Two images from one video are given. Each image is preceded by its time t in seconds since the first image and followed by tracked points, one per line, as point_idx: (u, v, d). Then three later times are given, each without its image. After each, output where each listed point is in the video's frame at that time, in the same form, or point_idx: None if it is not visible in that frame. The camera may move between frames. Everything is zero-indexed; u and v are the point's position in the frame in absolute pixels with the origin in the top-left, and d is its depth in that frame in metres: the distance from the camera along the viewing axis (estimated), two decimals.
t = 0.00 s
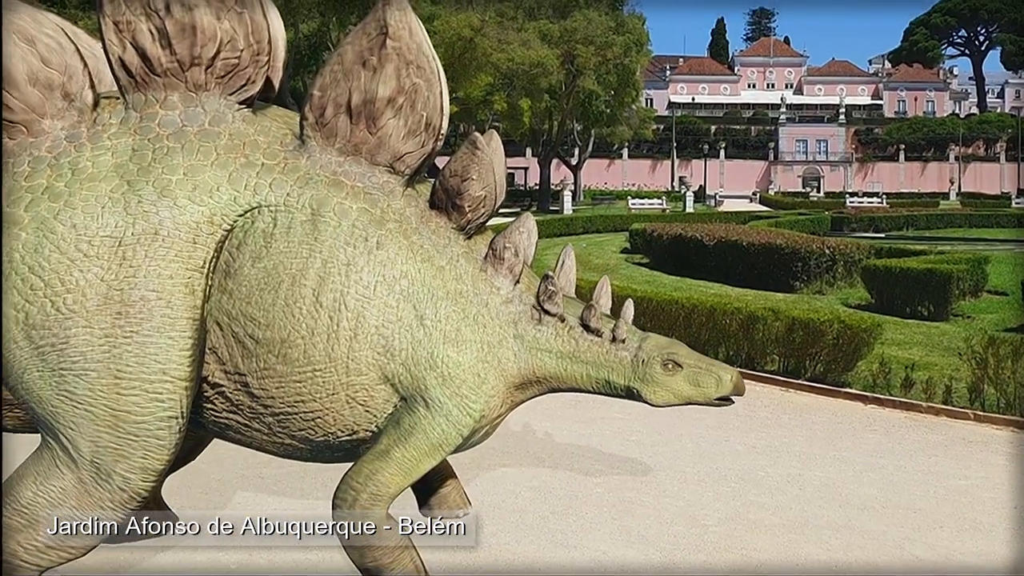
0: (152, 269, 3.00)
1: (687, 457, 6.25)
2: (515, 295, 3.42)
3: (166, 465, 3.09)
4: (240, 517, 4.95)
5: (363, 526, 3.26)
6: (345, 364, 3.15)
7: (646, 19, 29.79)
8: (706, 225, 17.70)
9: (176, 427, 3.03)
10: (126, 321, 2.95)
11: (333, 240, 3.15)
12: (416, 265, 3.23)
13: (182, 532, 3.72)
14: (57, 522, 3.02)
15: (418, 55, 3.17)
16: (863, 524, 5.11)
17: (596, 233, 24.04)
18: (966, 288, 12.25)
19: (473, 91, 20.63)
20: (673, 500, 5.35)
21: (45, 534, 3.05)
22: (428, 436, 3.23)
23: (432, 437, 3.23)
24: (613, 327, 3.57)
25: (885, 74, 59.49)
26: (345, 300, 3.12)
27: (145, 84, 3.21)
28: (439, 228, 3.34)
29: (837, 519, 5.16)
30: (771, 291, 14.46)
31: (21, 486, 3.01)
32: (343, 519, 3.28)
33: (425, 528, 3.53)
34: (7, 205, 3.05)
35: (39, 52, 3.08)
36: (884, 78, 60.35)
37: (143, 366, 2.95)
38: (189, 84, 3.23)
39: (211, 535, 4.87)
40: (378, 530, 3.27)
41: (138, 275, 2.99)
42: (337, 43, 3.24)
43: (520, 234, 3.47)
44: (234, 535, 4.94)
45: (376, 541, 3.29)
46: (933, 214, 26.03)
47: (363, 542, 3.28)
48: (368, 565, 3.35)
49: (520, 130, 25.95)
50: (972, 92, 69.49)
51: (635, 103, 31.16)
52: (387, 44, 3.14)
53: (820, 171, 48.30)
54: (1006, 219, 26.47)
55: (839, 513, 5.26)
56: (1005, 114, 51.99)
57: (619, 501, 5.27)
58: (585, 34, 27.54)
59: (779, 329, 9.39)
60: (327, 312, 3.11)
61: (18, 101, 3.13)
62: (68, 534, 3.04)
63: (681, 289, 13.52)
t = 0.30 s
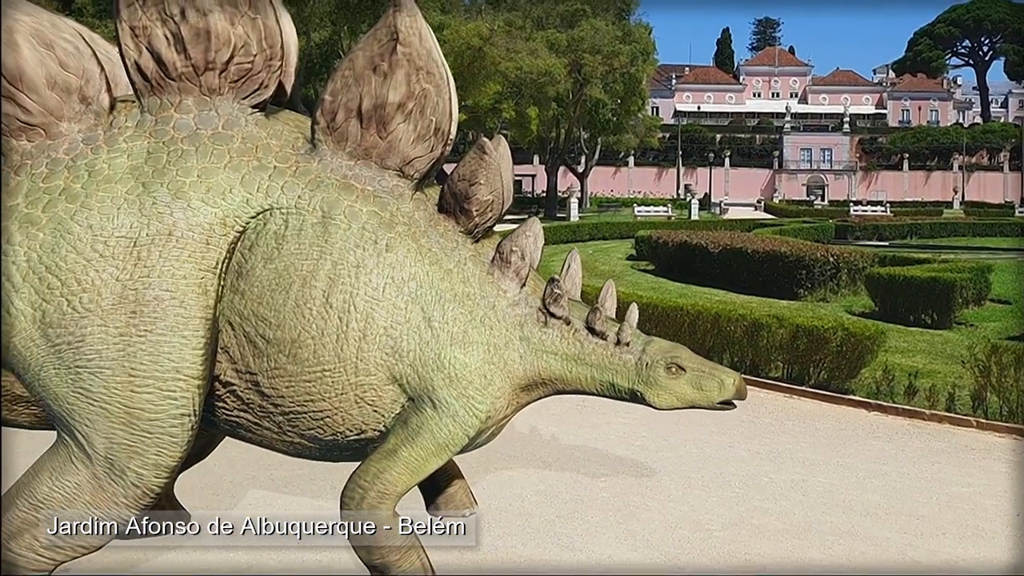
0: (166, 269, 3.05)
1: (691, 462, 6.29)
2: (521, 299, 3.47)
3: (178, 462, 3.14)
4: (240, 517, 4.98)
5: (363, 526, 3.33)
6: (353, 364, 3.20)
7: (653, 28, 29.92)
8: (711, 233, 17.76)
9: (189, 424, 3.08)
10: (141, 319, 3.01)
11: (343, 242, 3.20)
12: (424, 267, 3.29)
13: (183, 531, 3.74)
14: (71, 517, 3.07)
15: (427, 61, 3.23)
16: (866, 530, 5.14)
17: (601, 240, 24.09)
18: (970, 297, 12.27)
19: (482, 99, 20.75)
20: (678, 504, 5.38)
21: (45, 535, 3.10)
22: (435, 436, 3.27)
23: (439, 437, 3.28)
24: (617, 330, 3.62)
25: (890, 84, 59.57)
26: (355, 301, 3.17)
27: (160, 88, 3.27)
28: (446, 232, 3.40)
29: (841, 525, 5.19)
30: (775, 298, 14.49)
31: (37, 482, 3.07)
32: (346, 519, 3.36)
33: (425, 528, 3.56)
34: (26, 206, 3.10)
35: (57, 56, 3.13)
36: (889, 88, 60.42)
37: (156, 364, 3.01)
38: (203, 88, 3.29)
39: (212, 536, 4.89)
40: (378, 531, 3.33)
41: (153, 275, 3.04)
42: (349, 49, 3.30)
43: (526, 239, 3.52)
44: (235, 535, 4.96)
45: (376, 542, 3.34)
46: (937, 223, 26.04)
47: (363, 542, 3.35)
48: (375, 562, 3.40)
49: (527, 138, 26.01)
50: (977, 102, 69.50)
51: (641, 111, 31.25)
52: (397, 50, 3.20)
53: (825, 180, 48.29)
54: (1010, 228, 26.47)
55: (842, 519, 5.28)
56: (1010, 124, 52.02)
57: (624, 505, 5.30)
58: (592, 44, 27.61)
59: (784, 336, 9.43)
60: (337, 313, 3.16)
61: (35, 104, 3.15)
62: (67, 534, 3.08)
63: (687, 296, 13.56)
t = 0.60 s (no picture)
0: (185, 266, 3.11)
1: (700, 462, 6.32)
2: (532, 298, 3.53)
3: (196, 456, 3.20)
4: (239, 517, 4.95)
5: (363, 526, 3.41)
6: (368, 360, 3.26)
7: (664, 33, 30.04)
8: (721, 235, 17.80)
9: (207, 418, 3.14)
10: (161, 316, 3.07)
11: (358, 240, 3.26)
12: (437, 265, 3.35)
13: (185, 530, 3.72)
14: (92, 509, 3.13)
15: (440, 63, 3.29)
16: (874, 530, 5.17)
17: (612, 243, 24.14)
18: (978, 300, 12.28)
19: (495, 103, 20.90)
20: (687, 503, 5.42)
21: (44, 535, 3.17)
22: (446, 432, 3.33)
23: (451, 433, 3.33)
24: (627, 330, 3.67)
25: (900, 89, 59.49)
26: (369, 298, 3.23)
27: (179, 89, 3.34)
28: (460, 231, 3.46)
29: (849, 526, 5.22)
30: (783, 301, 14.51)
31: (59, 473, 3.13)
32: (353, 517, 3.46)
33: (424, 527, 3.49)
34: (50, 204, 3.14)
35: (80, 57, 3.16)
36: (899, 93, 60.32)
37: (176, 359, 3.07)
38: (221, 89, 3.35)
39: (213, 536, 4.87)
40: (378, 531, 3.40)
41: (172, 273, 3.10)
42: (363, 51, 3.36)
43: (537, 239, 3.58)
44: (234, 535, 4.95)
45: (378, 541, 3.41)
46: (946, 226, 26.00)
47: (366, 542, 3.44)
48: (388, 556, 3.45)
49: (539, 141, 26.08)
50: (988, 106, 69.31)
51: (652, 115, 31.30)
52: (411, 51, 3.26)
53: (834, 184, 48.19)
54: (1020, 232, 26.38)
55: (851, 519, 5.31)
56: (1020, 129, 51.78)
57: (635, 504, 5.34)
58: (603, 48, 27.67)
59: (792, 338, 9.46)
60: (351, 311, 3.22)
61: (59, 104, 3.19)
62: (67, 535, 3.17)
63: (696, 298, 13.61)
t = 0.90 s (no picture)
0: (212, 263, 3.17)
1: (713, 460, 6.36)
2: (551, 296, 3.58)
3: (222, 448, 3.27)
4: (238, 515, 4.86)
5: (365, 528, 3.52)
6: (389, 355, 3.31)
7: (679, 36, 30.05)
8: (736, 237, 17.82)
9: (232, 412, 3.21)
10: (189, 311, 3.13)
11: (380, 237, 3.32)
12: (457, 263, 3.40)
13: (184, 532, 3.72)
14: (121, 499, 3.20)
15: (459, 63, 3.33)
16: (888, 530, 5.19)
17: (627, 244, 24.16)
18: (993, 302, 12.26)
19: (513, 106, 21.01)
20: (702, 501, 5.46)
21: (45, 535, 3.24)
22: (465, 427, 3.37)
23: (469, 428, 3.38)
24: (643, 329, 3.72)
25: (914, 92, 59.29)
26: (390, 294, 3.28)
27: (206, 89, 3.39)
28: (479, 228, 3.51)
29: (863, 525, 5.24)
30: (798, 302, 14.51)
31: (89, 464, 3.20)
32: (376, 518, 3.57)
33: (426, 528, 3.50)
34: (81, 202, 3.20)
35: (111, 58, 3.22)
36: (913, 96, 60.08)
37: (202, 353, 3.13)
38: (246, 89, 3.40)
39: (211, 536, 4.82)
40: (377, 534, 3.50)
41: (200, 269, 3.16)
42: (384, 51, 3.41)
43: (556, 238, 3.63)
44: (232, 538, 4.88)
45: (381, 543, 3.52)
46: (960, 229, 25.89)
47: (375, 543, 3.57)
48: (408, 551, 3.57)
49: (556, 143, 26.12)
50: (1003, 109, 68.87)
51: (666, 118, 31.31)
52: (430, 51, 3.30)
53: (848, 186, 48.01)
54: None
55: (864, 518, 5.34)
56: None
57: (650, 501, 5.39)
58: (619, 51, 27.73)
59: (807, 339, 9.48)
60: (373, 306, 3.28)
61: (89, 104, 3.24)
62: (67, 535, 3.24)
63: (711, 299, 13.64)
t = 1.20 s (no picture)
0: (244, 261, 3.23)
1: (732, 459, 6.39)
2: (573, 295, 3.64)
3: (253, 442, 3.34)
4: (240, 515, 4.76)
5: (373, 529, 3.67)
6: (415, 351, 3.37)
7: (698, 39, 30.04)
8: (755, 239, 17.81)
9: (263, 407, 3.28)
10: (222, 308, 3.20)
11: (406, 236, 3.39)
12: (482, 261, 3.46)
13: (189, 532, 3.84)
14: (156, 491, 3.27)
15: (482, 63, 3.39)
16: (907, 530, 5.21)
17: (646, 245, 24.15)
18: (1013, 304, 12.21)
19: (535, 109, 21.12)
20: (721, 500, 5.50)
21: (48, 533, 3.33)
22: (488, 423, 3.43)
23: (492, 424, 3.44)
24: (664, 329, 3.77)
25: (933, 95, 58.95)
26: (417, 292, 3.34)
27: (237, 92, 3.45)
28: (503, 227, 3.57)
29: (883, 526, 5.26)
30: (817, 304, 14.49)
31: (125, 457, 3.28)
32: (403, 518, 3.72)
33: (425, 528, 3.59)
34: (118, 201, 3.25)
35: (147, 61, 3.27)
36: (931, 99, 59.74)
37: (235, 349, 3.20)
38: (276, 92, 3.46)
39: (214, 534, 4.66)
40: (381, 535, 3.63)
41: (232, 267, 3.22)
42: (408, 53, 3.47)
43: (578, 239, 3.68)
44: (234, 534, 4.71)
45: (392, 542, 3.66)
46: (979, 231, 25.75)
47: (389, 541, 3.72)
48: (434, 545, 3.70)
49: (577, 147, 26.17)
50: None
51: (685, 121, 31.31)
52: (454, 52, 3.35)
53: (867, 189, 47.73)
54: None
55: (883, 519, 5.36)
56: None
57: (670, 499, 5.43)
58: (639, 55, 27.77)
59: (826, 340, 9.48)
60: (400, 303, 3.34)
61: (126, 106, 3.29)
62: (68, 534, 3.30)
63: (729, 300, 13.66)
